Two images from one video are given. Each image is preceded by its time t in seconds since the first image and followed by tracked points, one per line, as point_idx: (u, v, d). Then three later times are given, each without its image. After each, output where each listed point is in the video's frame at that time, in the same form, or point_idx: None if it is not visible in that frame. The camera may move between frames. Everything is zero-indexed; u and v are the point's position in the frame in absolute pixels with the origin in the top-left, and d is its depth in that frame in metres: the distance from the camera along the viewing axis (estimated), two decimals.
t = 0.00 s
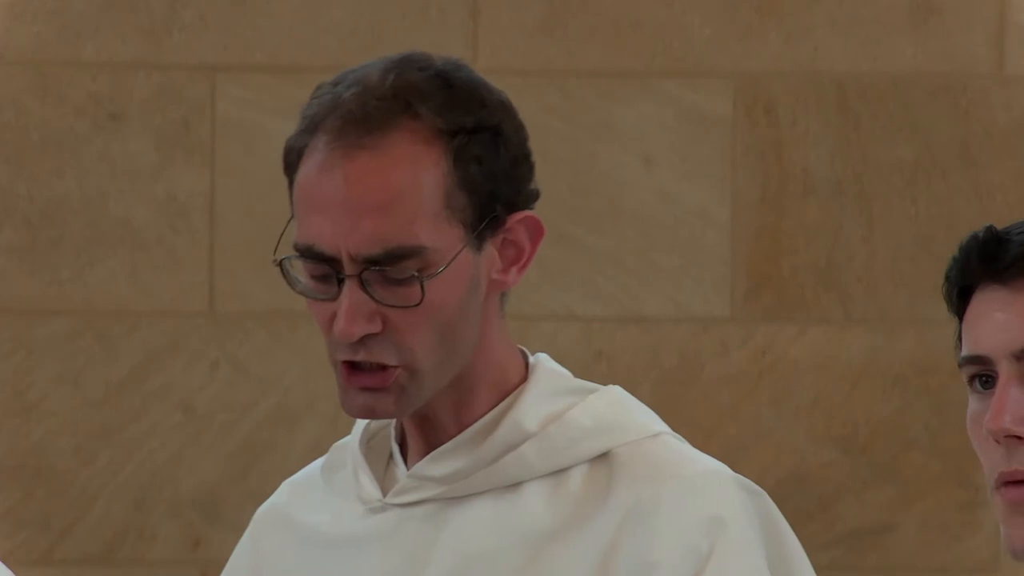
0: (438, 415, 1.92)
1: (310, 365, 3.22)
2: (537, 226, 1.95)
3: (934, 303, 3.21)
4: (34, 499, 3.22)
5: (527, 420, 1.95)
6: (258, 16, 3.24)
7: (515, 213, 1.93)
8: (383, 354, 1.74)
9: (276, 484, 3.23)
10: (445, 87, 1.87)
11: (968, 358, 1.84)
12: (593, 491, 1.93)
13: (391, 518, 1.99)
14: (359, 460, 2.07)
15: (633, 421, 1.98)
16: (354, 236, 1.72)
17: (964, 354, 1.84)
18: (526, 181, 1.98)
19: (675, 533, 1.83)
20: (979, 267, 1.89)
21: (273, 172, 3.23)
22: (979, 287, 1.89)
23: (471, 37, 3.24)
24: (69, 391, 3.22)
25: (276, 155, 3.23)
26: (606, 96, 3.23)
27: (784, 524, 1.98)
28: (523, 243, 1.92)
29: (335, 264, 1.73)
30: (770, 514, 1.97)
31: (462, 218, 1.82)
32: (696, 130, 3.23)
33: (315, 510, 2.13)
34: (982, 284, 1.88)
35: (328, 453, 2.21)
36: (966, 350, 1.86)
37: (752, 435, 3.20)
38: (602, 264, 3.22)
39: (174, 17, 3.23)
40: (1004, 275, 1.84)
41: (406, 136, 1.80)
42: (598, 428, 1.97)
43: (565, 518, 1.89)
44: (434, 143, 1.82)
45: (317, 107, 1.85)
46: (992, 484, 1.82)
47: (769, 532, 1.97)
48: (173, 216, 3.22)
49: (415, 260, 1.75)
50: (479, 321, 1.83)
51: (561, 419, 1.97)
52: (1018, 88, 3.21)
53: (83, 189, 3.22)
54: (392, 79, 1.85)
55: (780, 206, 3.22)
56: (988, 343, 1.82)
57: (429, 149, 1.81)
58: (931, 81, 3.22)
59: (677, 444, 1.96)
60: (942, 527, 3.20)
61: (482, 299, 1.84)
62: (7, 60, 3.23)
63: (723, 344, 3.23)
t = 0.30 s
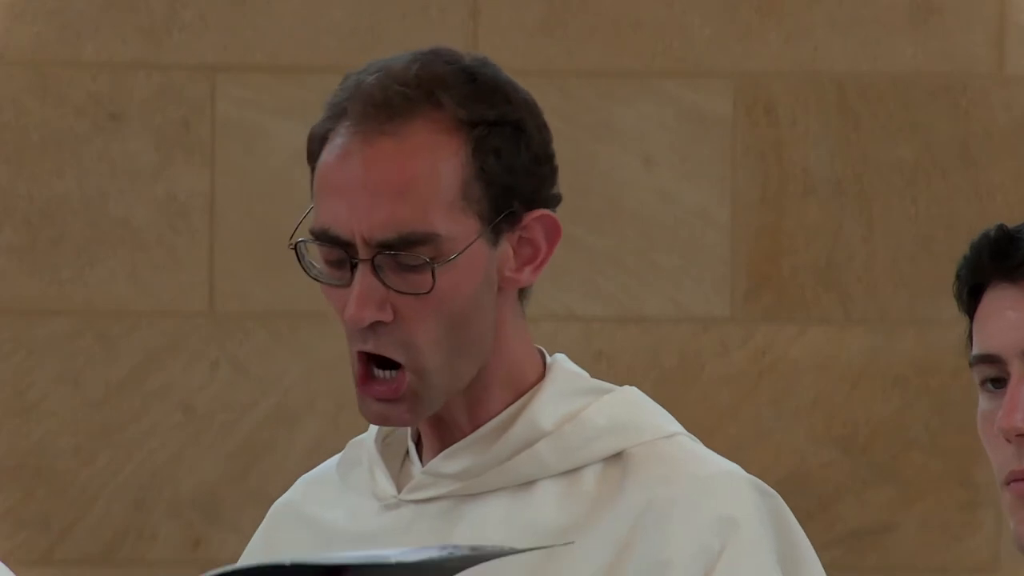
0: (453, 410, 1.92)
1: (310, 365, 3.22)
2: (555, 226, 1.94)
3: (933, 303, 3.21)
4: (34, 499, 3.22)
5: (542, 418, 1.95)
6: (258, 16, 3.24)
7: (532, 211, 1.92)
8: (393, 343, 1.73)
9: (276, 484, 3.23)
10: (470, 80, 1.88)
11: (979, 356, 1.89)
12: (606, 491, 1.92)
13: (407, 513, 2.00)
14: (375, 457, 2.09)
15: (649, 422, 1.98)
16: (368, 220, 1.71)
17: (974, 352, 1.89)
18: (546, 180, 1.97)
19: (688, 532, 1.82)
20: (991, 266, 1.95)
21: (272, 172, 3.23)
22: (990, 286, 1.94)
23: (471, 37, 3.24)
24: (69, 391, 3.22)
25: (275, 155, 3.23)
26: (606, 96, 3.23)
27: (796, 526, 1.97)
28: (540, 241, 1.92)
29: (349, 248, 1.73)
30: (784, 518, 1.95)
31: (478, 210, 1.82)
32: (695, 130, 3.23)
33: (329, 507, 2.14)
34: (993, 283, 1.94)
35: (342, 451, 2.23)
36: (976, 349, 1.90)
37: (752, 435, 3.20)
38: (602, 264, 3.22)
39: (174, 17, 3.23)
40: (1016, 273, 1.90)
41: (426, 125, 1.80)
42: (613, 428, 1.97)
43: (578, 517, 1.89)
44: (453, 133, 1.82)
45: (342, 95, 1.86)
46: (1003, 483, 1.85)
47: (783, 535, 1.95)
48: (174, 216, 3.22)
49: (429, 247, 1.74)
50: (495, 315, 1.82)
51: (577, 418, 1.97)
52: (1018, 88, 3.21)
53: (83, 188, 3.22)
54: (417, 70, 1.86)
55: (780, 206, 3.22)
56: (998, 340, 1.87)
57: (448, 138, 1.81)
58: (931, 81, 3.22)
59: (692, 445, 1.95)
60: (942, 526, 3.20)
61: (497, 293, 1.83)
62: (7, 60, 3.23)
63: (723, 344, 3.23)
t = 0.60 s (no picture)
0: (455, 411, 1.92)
1: (310, 364, 3.22)
2: (551, 225, 1.95)
3: (933, 303, 3.21)
4: (34, 499, 3.22)
5: (546, 419, 1.95)
6: (258, 16, 3.24)
7: (527, 209, 1.93)
8: (388, 340, 1.72)
9: (276, 484, 3.23)
10: (465, 79, 1.90)
11: (980, 371, 1.79)
12: (610, 492, 1.92)
13: (410, 516, 1.99)
14: (378, 459, 2.10)
15: (651, 422, 1.99)
16: (361, 216, 1.72)
17: (976, 367, 1.79)
18: (541, 180, 1.99)
19: (691, 532, 1.82)
20: (991, 279, 1.87)
21: (272, 172, 3.23)
22: (990, 299, 1.86)
23: (471, 37, 3.24)
24: (69, 391, 3.22)
25: (275, 155, 3.23)
26: (606, 96, 3.23)
27: (800, 527, 1.96)
28: (535, 240, 1.92)
29: (342, 246, 1.73)
30: (789, 519, 1.95)
31: (472, 207, 1.82)
32: (695, 130, 3.23)
33: (330, 509, 2.14)
34: (993, 295, 1.85)
35: (343, 454, 2.23)
36: (978, 364, 1.81)
37: (752, 435, 3.20)
38: (602, 264, 3.22)
39: (174, 17, 3.23)
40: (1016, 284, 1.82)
41: (420, 122, 1.82)
42: (617, 429, 1.97)
43: (582, 517, 1.89)
44: (447, 130, 1.83)
45: (338, 95, 1.88)
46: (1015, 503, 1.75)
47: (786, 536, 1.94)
48: (174, 216, 3.22)
49: (422, 243, 1.74)
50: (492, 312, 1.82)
51: (580, 419, 1.98)
52: (1018, 88, 3.21)
53: (83, 188, 3.22)
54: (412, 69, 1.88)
55: (780, 206, 3.22)
56: (998, 353, 1.77)
57: (442, 135, 1.82)
58: (931, 81, 3.22)
59: (695, 446, 1.95)
60: (942, 526, 3.20)
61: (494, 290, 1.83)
62: (7, 60, 3.23)
63: (723, 344, 3.23)
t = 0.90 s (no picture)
0: (451, 419, 1.93)
1: (310, 364, 3.22)
2: (535, 220, 1.93)
3: (933, 303, 3.21)
4: (34, 499, 3.22)
5: (543, 422, 1.96)
6: (258, 16, 3.24)
7: (512, 209, 1.91)
8: (383, 356, 1.73)
9: (276, 484, 3.23)
10: (435, 86, 1.86)
11: (991, 383, 1.80)
12: (609, 491, 1.92)
13: (406, 520, 1.99)
14: (372, 464, 2.10)
15: (648, 422, 1.99)
16: (344, 238, 1.70)
17: (986, 380, 1.80)
18: (522, 177, 1.97)
19: (693, 531, 1.81)
20: (997, 288, 1.87)
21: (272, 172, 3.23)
22: (997, 309, 1.86)
23: (471, 37, 3.24)
24: (69, 391, 3.22)
25: (275, 155, 3.23)
26: (606, 96, 3.23)
27: (801, 527, 1.96)
28: (523, 240, 1.91)
29: (329, 268, 1.72)
30: (789, 518, 1.94)
31: (455, 215, 1.80)
32: (695, 130, 3.23)
33: (325, 514, 2.14)
34: (1000, 306, 1.86)
35: (337, 459, 2.24)
36: (989, 376, 1.81)
37: (752, 435, 3.20)
38: (602, 264, 3.22)
39: (175, 17, 3.23)
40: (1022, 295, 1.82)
41: (394, 137, 1.78)
42: (614, 429, 1.97)
43: (583, 518, 1.89)
44: (422, 142, 1.80)
45: (308, 115, 1.85)
46: None
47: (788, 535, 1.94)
48: (174, 216, 3.22)
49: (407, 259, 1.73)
50: (485, 315, 1.82)
51: (577, 419, 1.98)
52: (1018, 88, 3.21)
53: (83, 188, 3.22)
54: (380, 82, 1.84)
55: (780, 205, 3.22)
56: (1009, 366, 1.78)
57: (416, 148, 1.79)
58: (931, 81, 3.22)
59: (693, 445, 1.95)
60: (942, 526, 3.20)
61: (485, 294, 1.83)
62: (7, 60, 3.23)
63: (723, 344, 3.23)
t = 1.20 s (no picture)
0: (453, 421, 1.93)
1: (310, 364, 3.22)
2: (532, 219, 1.93)
3: (933, 303, 3.21)
4: (34, 499, 3.22)
5: (546, 424, 1.95)
6: (258, 16, 3.24)
7: (511, 210, 1.91)
8: (385, 361, 1.72)
9: (276, 484, 3.22)
10: (430, 88, 1.85)
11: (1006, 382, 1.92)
12: (612, 492, 1.92)
13: (409, 521, 1.99)
14: (374, 464, 2.10)
15: (651, 422, 1.98)
16: (343, 246, 1.70)
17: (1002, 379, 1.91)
18: (519, 178, 1.96)
19: (698, 533, 1.81)
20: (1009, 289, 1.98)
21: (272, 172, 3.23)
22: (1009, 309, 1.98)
23: (471, 37, 3.24)
24: (69, 391, 3.22)
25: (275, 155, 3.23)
26: (606, 96, 3.23)
27: (805, 529, 1.95)
28: (522, 240, 1.91)
29: (329, 275, 1.72)
30: (792, 519, 1.93)
31: (453, 218, 1.80)
32: (695, 130, 3.23)
33: (328, 514, 2.14)
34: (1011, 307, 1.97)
35: (340, 458, 2.24)
36: (1004, 375, 1.93)
37: (752, 435, 3.20)
38: (602, 264, 3.22)
39: (175, 17, 3.23)
40: None
41: (389, 143, 1.78)
42: (616, 430, 1.97)
43: (588, 519, 1.89)
44: (417, 147, 1.80)
45: (303, 122, 1.84)
46: None
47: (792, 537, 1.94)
48: (174, 216, 3.22)
49: (406, 265, 1.72)
50: (486, 318, 1.82)
51: (579, 421, 1.97)
52: (1017, 88, 3.21)
53: (83, 188, 3.22)
54: (373, 87, 1.83)
55: (780, 206, 3.22)
56: None
57: (413, 153, 1.78)
58: (931, 81, 3.22)
59: (697, 446, 1.95)
60: (942, 526, 3.21)
61: (486, 296, 1.82)
62: (7, 60, 3.23)
63: (723, 344, 3.23)
